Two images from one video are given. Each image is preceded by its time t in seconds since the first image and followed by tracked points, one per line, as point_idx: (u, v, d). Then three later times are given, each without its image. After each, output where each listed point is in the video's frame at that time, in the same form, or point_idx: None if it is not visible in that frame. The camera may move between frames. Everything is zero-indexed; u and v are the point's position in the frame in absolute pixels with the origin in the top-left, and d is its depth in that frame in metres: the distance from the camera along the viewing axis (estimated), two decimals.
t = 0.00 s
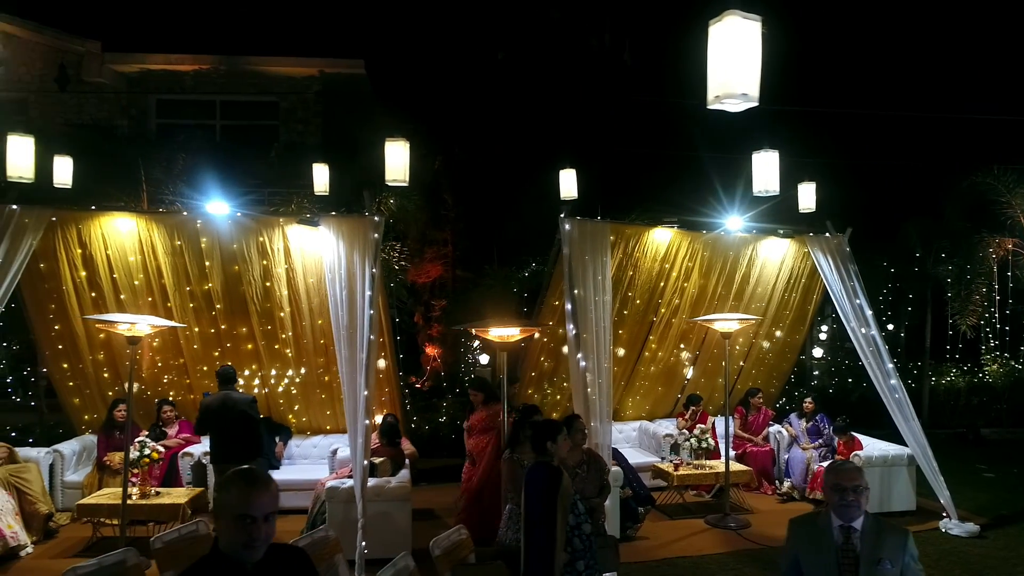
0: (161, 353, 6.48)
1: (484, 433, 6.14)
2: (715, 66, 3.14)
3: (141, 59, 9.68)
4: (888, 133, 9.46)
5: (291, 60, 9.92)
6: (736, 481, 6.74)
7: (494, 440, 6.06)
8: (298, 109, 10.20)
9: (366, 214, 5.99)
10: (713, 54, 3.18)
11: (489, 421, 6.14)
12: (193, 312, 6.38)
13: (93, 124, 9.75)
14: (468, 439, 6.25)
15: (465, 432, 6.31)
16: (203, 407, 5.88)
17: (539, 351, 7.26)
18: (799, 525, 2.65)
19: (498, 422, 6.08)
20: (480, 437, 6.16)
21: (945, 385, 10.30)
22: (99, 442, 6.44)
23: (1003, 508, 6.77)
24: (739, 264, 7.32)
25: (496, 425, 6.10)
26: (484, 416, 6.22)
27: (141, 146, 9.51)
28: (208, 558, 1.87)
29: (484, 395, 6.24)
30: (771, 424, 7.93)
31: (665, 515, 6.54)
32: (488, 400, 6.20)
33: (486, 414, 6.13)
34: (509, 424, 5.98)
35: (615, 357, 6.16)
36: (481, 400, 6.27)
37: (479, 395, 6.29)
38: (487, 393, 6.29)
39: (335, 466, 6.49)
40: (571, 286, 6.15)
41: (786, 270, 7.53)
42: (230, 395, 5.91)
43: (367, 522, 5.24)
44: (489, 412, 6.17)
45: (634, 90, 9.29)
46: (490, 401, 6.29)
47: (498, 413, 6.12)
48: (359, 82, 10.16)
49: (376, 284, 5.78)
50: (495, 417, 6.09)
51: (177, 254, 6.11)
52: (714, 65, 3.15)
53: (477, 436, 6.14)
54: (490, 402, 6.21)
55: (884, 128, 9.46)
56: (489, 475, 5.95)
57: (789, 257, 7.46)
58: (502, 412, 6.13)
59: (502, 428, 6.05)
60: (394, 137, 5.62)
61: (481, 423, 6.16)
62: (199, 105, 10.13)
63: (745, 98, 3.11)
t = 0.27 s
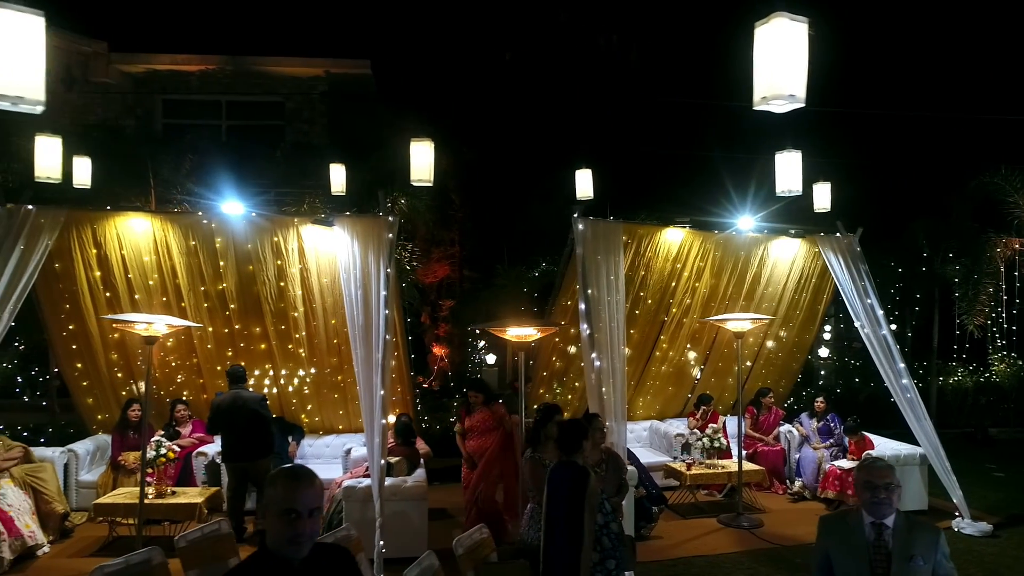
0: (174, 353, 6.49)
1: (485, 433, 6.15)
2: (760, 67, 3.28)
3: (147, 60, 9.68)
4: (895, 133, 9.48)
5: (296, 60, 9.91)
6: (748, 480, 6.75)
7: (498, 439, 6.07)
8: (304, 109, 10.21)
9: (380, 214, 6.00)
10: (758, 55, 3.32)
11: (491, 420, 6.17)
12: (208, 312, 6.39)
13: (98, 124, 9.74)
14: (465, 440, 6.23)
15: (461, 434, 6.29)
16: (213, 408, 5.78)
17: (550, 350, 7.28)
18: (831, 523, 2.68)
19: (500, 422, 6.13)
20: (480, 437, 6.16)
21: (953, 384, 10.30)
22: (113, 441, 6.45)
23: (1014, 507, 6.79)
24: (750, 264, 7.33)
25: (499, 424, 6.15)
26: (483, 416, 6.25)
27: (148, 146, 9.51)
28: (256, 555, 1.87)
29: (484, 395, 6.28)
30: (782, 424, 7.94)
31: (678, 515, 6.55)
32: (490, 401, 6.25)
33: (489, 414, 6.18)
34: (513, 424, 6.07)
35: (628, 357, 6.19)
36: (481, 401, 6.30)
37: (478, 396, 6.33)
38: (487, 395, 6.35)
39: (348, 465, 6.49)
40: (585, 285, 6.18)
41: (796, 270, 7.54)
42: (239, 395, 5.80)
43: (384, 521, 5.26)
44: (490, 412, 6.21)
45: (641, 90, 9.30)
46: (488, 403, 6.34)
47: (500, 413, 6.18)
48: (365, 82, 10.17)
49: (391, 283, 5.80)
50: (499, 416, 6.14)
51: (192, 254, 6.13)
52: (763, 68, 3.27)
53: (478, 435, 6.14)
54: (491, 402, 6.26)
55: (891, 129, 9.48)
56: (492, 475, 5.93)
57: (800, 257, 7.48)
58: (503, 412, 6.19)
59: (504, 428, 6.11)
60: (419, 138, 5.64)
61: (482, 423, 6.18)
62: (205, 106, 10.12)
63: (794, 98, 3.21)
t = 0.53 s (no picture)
0: (188, 353, 6.50)
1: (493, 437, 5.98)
2: (805, 69, 3.30)
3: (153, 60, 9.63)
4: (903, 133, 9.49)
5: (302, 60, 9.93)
6: (761, 480, 6.77)
7: (507, 441, 6.00)
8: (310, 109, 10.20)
9: (394, 214, 6.01)
10: (803, 57, 3.33)
11: (498, 423, 6.00)
12: (221, 312, 6.40)
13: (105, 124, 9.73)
14: (472, 444, 6.02)
15: (465, 438, 6.05)
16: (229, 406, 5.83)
17: (561, 350, 7.29)
18: (861, 521, 2.70)
19: (509, 424, 6.00)
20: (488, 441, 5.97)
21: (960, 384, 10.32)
22: (127, 441, 6.45)
23: None
24: (761, 263, 7.34)
25: (507, 427, 6.01)
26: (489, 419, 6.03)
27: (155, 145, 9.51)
28: (304, 554, 1.87)
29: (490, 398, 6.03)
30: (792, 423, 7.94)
31: (691, 515, 6.56)
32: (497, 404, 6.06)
33: (497, 417, 6.00)
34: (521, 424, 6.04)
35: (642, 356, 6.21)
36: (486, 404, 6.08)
37: (483, 397, 6.09)
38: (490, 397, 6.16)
39: (362, 465, 6.51)
40: (599, 285, 6.19)
41: (807, 269, 7.55)
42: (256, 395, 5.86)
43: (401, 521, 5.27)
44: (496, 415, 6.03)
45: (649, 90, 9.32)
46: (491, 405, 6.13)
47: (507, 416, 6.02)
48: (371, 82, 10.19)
49: (406, 283, 5.81)
50: (507, 420, 5.94)
51: (206, 254, 6.14)
52: (812, 70, 3.28)
53: (488, 440, 5.95)
54: (498, 405, 6.07)
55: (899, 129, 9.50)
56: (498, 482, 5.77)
57: (810, 256, 7.49)
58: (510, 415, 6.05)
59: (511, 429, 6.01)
60: (443, 138, 5.67)
61: (489, 427, 5.99)
62: (209, 106, 10.17)
63: (840, 100, 3.23)
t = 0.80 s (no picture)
0: (203, 353, 6.51)
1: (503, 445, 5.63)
2: (853, 71, 3.36)
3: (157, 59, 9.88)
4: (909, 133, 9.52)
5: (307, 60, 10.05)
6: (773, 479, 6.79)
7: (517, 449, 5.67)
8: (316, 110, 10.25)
9: (409, 214, 6.03)
10: (849, 58, 3.41)
11: (508, 430, 5.65)
12: (236, 312, 6.42)
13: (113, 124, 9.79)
14: (481, 453, 5.65)
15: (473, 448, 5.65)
16: (250, 404, 5.93)
17: (573, 350, 7.31)
18: (891, 519, 2.71)
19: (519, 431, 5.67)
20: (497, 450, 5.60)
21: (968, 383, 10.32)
22: (141, 441, 6.45)
23: None
24: (772, 263, 7.36)
25: (518, 433, 5.69)
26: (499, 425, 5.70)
27: (164, 146, 9.54)
28: (353, 552, 1.89)
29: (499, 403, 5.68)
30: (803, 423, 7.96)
31: (704, 515, 6.57)
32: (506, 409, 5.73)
33: (508, 423, 5.66)
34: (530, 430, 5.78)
35: (656, 356, 6.23)
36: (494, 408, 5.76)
37: (492, 401, 5.72)
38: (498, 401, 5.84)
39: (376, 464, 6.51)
40: (612, 286, 6.20)
41: (818, 269, 7.57)
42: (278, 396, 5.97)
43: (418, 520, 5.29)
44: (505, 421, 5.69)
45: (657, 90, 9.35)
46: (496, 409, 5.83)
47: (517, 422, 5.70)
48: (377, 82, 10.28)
49: (421, 283, 5.82)
50: (520, 427, 5.66)
51: (221, 254, 6.16)
52: (862, 73, 3.34)
53: (499, 447, 5.60)
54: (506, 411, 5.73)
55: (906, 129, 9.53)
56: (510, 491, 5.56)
57: (821, 257, 7.50)
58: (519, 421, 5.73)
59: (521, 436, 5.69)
60: (468, 139, 5.73)
61: (499, 434, 5.64)
62: (217, 106, 10.16)
63: (887, 102, 3.29)
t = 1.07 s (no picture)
0: (218, 352, 6.53)
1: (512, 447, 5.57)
2: (901, 71, 3.38)
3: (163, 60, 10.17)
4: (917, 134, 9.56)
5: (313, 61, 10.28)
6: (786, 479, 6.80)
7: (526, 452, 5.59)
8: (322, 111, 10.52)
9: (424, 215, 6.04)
10: (898, 58, 3.42)
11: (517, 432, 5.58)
12: (251, 312, 6.44)
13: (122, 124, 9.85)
14: (490, 454, 5.62)
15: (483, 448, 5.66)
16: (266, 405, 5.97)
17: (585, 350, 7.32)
18: (921, 518, 2.72)
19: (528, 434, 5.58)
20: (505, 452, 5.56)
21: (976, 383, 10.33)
22: (156, 441, 6.45)
23: None
24: (784, 263, 7.38)
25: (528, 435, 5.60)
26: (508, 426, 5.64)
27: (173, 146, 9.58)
28: (404, 550, 1.90)
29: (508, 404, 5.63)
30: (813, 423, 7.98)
31: (717, 514, 6.58)
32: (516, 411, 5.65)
33: (517, 425, 5.59)
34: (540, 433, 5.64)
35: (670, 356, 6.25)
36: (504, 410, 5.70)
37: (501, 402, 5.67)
38: (510, 402, 5.79)
39: (391, 464, 6.53)
40: (627, 286, 6.23)
41: (830, 270, 7.59)
42: (295, 396, 6.01)
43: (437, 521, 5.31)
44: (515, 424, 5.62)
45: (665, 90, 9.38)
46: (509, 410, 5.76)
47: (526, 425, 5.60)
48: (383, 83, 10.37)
49: (437, 284, 5.83)
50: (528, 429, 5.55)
51: (237, 255, 6.18)
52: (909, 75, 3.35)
53: (506, 449, 5.55)
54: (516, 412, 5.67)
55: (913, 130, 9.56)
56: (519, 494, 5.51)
57: (833, 257, 7.52)
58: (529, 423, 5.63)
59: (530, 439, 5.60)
60: (494, 140, 5.75)
61: (507, 436, 5.57)
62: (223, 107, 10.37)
63: (934, 104, 3.30)
